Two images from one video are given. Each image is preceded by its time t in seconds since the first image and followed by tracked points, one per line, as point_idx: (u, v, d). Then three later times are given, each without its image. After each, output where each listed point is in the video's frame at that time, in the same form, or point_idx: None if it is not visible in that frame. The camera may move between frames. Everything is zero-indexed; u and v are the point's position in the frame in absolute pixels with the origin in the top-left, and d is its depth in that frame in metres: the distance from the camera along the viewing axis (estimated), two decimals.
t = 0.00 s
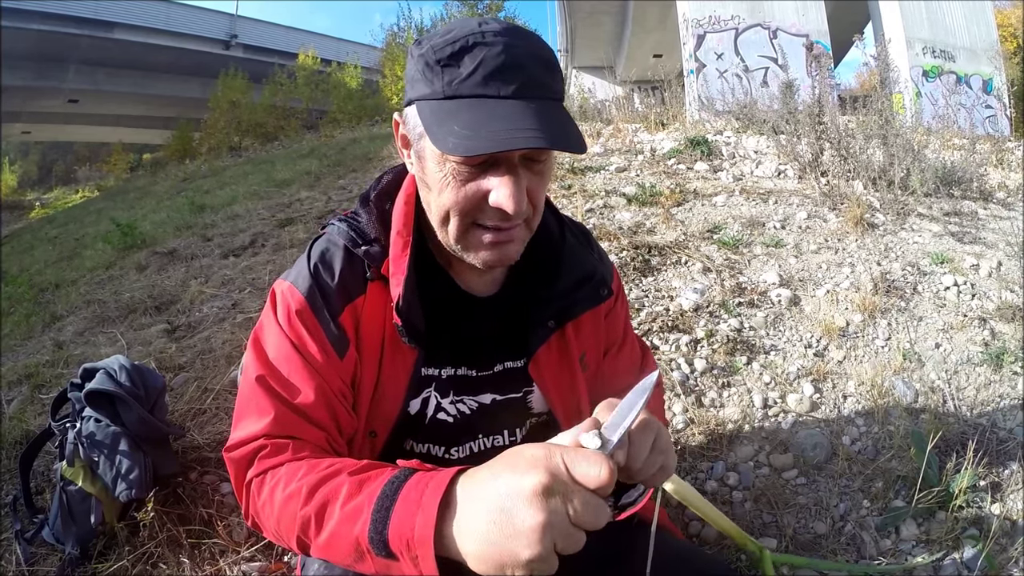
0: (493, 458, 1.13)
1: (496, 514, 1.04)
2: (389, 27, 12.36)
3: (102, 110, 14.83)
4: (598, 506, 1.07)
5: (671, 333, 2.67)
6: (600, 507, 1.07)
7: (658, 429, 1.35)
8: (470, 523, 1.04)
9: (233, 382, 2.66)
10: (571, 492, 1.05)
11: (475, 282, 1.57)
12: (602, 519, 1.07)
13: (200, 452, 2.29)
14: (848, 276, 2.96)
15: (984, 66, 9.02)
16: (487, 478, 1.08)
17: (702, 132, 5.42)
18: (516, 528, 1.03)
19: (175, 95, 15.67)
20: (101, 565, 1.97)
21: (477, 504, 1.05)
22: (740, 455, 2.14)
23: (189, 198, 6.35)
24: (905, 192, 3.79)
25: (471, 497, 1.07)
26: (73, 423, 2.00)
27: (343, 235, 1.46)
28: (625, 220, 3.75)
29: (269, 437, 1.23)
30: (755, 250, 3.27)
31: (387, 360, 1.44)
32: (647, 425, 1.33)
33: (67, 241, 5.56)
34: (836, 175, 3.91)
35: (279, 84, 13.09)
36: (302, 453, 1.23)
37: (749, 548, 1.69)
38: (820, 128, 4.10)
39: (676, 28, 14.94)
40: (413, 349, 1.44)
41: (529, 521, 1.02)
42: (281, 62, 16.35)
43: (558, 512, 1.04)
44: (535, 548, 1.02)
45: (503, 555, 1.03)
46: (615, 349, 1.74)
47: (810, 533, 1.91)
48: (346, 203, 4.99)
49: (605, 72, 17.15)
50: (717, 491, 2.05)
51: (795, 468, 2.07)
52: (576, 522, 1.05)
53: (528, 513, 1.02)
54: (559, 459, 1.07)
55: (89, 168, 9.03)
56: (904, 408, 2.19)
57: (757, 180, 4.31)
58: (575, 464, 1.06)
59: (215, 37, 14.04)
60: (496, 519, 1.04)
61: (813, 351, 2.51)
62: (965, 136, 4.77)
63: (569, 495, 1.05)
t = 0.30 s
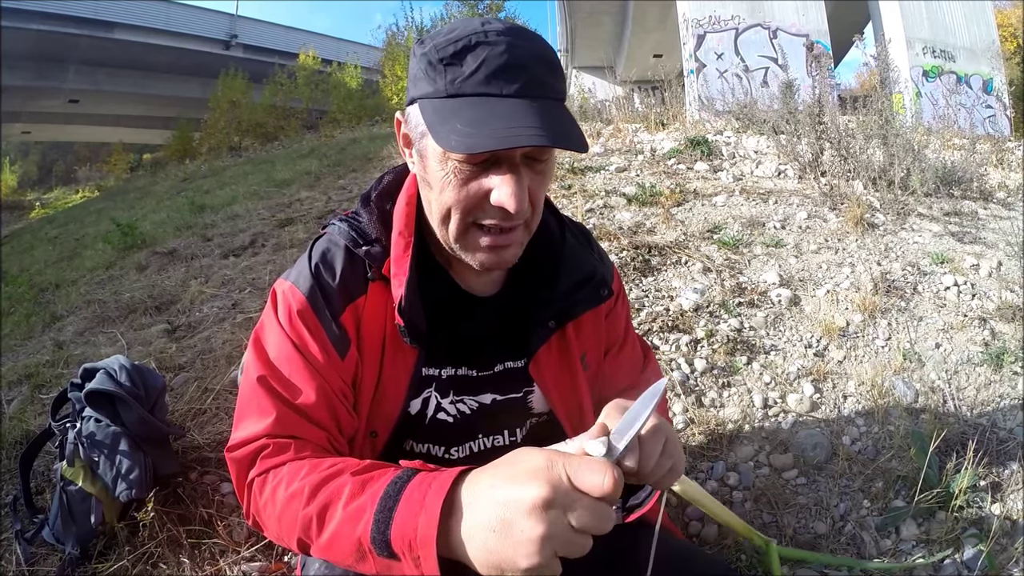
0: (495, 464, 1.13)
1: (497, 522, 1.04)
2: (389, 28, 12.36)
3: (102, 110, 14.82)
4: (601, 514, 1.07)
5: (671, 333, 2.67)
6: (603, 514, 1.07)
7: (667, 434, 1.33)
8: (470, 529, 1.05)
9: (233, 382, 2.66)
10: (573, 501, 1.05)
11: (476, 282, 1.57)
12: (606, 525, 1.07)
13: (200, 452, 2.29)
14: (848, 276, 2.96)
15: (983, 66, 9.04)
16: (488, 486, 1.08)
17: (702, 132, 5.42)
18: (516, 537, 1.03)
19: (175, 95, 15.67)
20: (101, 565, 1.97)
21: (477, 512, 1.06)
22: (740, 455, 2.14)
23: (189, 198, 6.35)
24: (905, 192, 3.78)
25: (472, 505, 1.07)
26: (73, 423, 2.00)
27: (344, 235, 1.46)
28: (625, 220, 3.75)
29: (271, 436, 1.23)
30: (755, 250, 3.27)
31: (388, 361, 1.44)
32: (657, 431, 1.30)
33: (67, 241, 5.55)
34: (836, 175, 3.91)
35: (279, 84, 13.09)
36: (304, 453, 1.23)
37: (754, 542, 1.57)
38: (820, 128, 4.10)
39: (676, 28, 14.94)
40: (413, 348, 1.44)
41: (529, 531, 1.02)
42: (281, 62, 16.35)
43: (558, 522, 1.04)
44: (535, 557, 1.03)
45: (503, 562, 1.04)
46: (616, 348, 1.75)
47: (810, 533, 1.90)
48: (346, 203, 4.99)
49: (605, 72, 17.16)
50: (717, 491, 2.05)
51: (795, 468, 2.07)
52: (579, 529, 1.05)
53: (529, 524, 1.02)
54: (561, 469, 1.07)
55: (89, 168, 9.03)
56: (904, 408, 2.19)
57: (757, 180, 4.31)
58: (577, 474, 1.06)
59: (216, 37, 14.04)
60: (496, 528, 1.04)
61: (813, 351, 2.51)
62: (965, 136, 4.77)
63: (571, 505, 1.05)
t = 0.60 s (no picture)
0: (465, 472, 1.06)
1: (474, 539, 1.03)
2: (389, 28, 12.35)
3: (102, 111, 14.82)
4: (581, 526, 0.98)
5: (671, 333, 2.67)
6: (579, 522, 0.98)
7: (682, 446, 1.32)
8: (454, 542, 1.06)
9: (233, 382, 2.66)
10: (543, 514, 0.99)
11: (479, 284, 1.57)
12: (589, 528, 0.99)
13: (200, 451, 2.29)
14: (848, 276, 2.96)
15: (983, 66, 9.07)
16: (456, 506, 1.04)
17: (703, 132, 5.42)
18: (497, 554, 1.03)
19: (175, 95, 15.67)
20: (101, 565, 1.97)
21: (454, 531, 1.05)
22: (740, 455, 2.14)
23: (189, 198, 6.35)
24: (905, 192, 3.79)
25: (447, 524, 1.05)
26: (73, 423, 2.00)
27: (346, 237, 1.46)
28: (625, 220, 3.74)
29: (271, 440, 1.23)
30: (755, 250, 3.27)
31: (390, 363, 1.44)
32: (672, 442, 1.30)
33: (67, 241, 5.55)
34: (837, 175, 3.91)
35: (279, 84, 13.09)
36: (303, 454, 1.23)
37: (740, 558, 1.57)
38: (820, 129, 4.11)
39: (676, 28, 14.95)
40: (416, 351, 1.44)
41: (506, 550, 1.01)
42: (281, 62, 16.34)
43: (532, 536, 1.00)
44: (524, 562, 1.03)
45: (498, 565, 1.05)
46: (617, 350, 1.75)
47: (810, 533, 1.91)
48: (346, 203, 4.99)
49: (604, 72, 17.16)
50: (718, 492, 2.05)
51: (795, 468, 2.07)
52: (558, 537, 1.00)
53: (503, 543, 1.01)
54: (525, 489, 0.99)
55: (89, 168, 9.02)
56: (904, 408, 2.19)
57: (757, 180, 4.31)
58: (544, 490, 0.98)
59: (215, 37, 14.03)
60: (476, 544, 1.03)
61: (813, 351, 2.51)
62: (965, 136, 4.77)
63: (539, 523, 0.99)
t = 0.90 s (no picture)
0: (462, 462, 1.09)
1: (465, 525, 1.02)
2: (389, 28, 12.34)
3: (102, 111, 14.81)
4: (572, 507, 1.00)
5: (671, 333, 2.67)
6: (571, 503, 0.99)
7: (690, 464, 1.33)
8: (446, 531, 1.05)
9: (233, 383, 2.66)
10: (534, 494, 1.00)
11: (483, 286, 1.59)
12: (581, 514, 0.99)
13: (200, 451, 2.29)
14: (848, 276, 2.96)
15: (983, 65, 9.07)
16: (451, 491, 1.05)
17: (702, 132, 5.42)
18: (489, 543, 1.01)
19: (174, 95, 15.66)
20: (101, 565, 1.97)
21: (446, 519, 1.05)
22: (740, 455, 2.14)
23: (189, 198, 6.35)
24: (905, 192, 3.79)
25: (442, 510, 1.05)
26: (73, 423, 1.99)
27: (348, 237, 1.45)
28: (625, 220, 3.74)
29: (275, 442, 1.23)
30: (755, 250, 3.27)
31: (392, 364, 1.44)
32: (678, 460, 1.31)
33: (66, 241, 5.55)
34: (837, 175, 3.90)
35: (279, 84, 13.08)
36: (307, 455, 1.23)
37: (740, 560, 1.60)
38: (820, 128, 4.10)
39: (676, 28, 14.95)
40: (418, 351, 1.44)
41: (497, 534, 1.01)
42: (281, 62, 16.34)
43: (525, 522, 1.01)
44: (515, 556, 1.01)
45: (487, 562, 1.03)
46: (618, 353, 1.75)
47: (810, 533, 1.91)
48: (346, 203, 4.99)
49: (604, 72, 17.17)
50: (717, 491, 2.05)
51: (795, 468, 2.07)
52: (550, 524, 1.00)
53: (495, 526, 1.00)
54: (518, 469, 1.02)
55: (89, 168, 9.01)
56: (904, 408, 2.19)
57: (757, 180, 4.31)
58: (535, 465, 1.01)
59: (215, 37, 14.03)
60: (466, 531, 1.03)
61: (813, 351, 2.51)
62: (965, 136, 4.77)
63: (531, 504, 1.00)
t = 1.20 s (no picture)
0: (482, 467, 1.10)
1: (477, 527, 1.04)
2: (389, 28, 12.33)
3: (103, 112, 14.81)
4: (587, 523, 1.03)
5: (671, 333, 2.67)
6: (591, 522, 1.03)
7: (684, 464, 1.34)
8: (453, 533, 1.06)
9: (233, 383, 2.67)
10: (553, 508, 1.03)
11: (483, 284, 1.60)
12: (596, 532, 1.03)
13: (200, 452, 2.30)
14: (848, 276, 2.96)
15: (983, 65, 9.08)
16: (469, 493, 1.06)
17: (703, 132, 5.42)
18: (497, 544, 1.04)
19: (175, 95, 15.67)
20: (101, 565, 1.97)
21: (456, 521, 1.06)
22: (740, 455, 2.14)
23: (189, 198, 6.35)
24: (905, 192, 3.79)
25: (455, 513, 1.06)
26: (73, 423, 1.99)
27: (347, 235, 1.45)
28: (625, 220, 3.74)
29: (273, 441, 1.23)
30: (755, 250, 3.27)
31: (391, 362, 1.44)
32: (670, 460, 1.32)
33: (67, 241, 5.55)
34: (836, 175, 3.90)
35: (279, 84, 13.09)
36: (306, 454, 1.23)
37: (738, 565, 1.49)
38: (820, 128, 4.10)
39: (676, 28, 14.95)
40: (417, 349, 1.44)
41: (510, 537, 1.03)
42: (282, 62, 16.34)
43: (538, 531, 1.03)
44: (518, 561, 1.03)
45: (487, 563, 1.05)
46: (619, 351, 1.75)
47: (810, 533, 1.90)
48: (346, 203, 4.99)
49: (604, 72, 17.18)
50: (717, 491, 2.05)
51: (795, 468, 2.07)
52: (564, 535, 1.02)
53: (511, 531, 1.03)
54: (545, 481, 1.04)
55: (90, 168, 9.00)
56: (904, 408, 2.19)
57: (757, 180, 4.31)
58: (559, 482, 1.03)
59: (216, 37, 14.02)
60: (477, 533, 1.04)
61: (813, 351, 2.51)
62: (965, 136, 4.77)
63: (551, 515, 1.02)
